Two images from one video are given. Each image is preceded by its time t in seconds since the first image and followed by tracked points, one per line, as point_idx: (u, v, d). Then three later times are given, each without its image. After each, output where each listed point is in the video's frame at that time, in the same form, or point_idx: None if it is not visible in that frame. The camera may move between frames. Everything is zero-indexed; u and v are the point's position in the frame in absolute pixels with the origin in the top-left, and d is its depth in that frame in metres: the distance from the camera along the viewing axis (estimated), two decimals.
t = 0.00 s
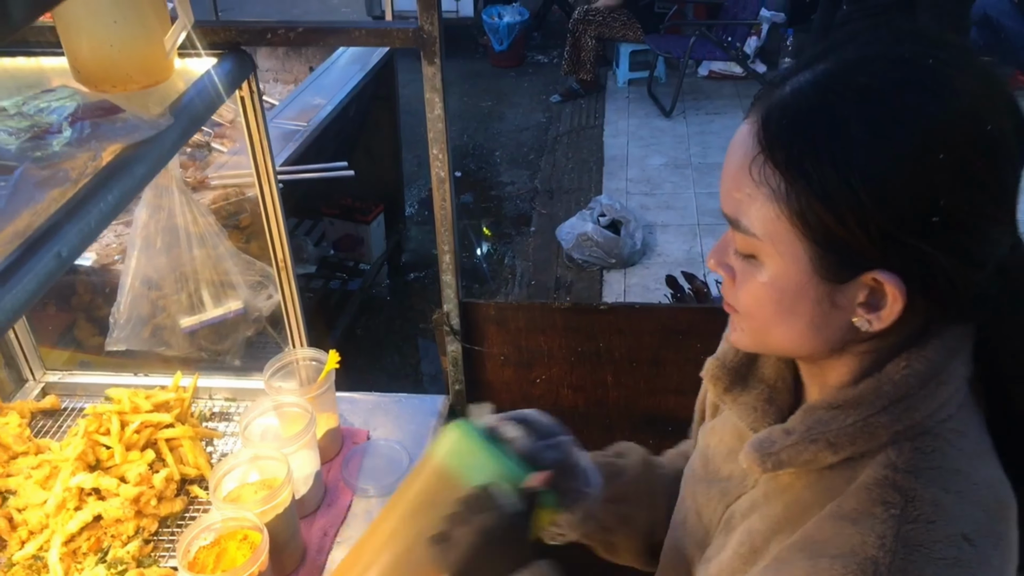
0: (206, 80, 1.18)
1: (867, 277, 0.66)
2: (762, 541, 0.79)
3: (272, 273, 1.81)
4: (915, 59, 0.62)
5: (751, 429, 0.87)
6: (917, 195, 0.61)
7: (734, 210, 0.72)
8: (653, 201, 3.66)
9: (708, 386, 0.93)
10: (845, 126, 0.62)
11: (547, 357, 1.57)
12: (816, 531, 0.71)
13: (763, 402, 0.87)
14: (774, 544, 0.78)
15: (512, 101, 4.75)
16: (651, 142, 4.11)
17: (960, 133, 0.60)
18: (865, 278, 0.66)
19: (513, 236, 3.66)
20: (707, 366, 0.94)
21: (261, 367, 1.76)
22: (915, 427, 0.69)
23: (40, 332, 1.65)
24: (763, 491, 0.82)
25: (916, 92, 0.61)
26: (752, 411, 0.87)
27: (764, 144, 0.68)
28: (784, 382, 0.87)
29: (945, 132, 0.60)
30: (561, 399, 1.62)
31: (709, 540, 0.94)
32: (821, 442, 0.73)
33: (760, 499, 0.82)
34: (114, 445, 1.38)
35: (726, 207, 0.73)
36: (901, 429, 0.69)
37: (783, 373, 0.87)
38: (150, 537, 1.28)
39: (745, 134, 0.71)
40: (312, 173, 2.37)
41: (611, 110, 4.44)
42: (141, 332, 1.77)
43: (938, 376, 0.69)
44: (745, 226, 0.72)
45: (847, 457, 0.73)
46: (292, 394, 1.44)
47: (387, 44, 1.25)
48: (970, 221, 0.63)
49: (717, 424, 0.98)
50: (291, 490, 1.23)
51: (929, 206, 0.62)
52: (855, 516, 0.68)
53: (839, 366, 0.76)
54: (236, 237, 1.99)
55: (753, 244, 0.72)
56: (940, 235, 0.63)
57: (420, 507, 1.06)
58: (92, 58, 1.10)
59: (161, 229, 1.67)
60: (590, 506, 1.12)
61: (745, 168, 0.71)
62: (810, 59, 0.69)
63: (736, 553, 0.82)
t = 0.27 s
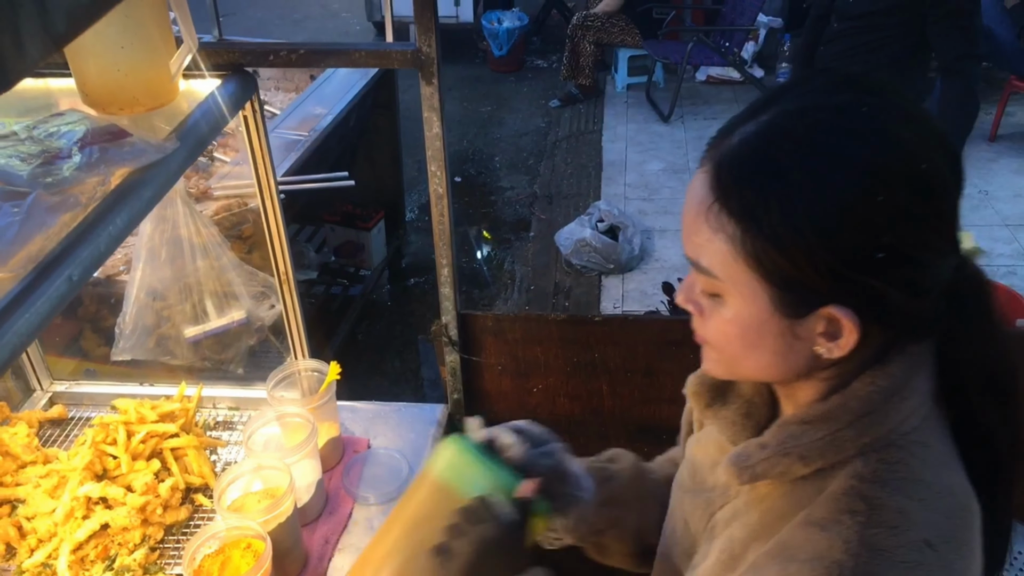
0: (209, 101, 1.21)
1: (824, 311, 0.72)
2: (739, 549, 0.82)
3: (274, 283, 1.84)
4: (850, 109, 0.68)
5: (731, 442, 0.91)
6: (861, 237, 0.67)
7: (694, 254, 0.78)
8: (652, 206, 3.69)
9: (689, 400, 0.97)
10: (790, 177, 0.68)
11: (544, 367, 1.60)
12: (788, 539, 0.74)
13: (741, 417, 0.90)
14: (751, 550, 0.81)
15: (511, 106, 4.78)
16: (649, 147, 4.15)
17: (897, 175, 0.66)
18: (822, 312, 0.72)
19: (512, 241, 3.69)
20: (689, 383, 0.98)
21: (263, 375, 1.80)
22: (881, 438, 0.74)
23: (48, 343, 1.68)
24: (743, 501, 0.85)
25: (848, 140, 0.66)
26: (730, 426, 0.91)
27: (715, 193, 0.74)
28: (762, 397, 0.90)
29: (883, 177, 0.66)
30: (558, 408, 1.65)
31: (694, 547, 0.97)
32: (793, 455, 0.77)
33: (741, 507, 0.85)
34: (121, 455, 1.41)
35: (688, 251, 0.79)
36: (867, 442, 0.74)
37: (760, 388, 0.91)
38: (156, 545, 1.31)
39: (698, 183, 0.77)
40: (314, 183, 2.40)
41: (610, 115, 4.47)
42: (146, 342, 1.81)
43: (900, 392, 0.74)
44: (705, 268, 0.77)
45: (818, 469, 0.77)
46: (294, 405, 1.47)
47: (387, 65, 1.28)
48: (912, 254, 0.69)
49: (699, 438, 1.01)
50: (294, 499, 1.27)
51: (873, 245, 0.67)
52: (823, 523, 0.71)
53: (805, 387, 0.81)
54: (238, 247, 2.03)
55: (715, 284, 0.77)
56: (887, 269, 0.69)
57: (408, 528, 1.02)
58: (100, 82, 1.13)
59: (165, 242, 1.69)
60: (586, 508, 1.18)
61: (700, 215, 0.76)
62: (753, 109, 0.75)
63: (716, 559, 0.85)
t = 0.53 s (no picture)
0: (209, 115, 1.23)
1: (781, 345, 0.75)
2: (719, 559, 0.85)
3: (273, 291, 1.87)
4: (785, 151, 0.71)
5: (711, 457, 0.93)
6: (808, 274, 0.71)
7: (652, 295, 0.80)
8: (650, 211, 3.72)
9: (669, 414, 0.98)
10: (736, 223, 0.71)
11: (539, 376, 1.62)
12: (758, 552, 0.77)
13: (718, 432, 0.92)
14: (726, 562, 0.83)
15: (510, 111, 4.81)
16: (647, 152, 4.17)
17: (835, 212, 0.70)
18: (780, 346, 0.75)
19: (511, 245, 3.71)
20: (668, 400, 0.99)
21: (262, 382, 1.82)
22: (846, 454, 0.76)
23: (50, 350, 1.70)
24: (720, 514, 0.88)
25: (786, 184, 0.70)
26: (708, 440, 0.93)
27: (666, 241, 0.77)
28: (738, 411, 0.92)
29: (823, 215, 0.70)
30: (553, 415, 1.67)
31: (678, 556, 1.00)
32: (763, 471, 0.80)
33: (718, 520, 0.88)
34: (121, 463, 1.43)
35: (647, 296, 0.81)
36: (833, 457, 0.76)
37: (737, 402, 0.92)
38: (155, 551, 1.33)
39: (648, 228, 0.79)
40: (313, 190, 2.43)
41: (608, 120, 4.50)
42: (146, 348, 1.83)
43: (863, 408, 0.77)
44: (665, 312, 0.80)
45: (788, 483, 0.79)
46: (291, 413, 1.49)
47: (383, 80, 1.30)
48: (857, 283, 0.73)
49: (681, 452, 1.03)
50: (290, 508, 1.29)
51: (820, 279, 0.72)
52: (790, 536, 0.75)
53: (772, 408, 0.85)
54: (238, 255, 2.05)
55: (676, 326, 0.80)
56: (836, 299, 0.73)
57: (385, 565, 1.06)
58: (101, 99, 1.15)
59: (166, 250, 1.69)
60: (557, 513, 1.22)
61: (654, 263, 0.78)
62: (694, 151, 0.78)
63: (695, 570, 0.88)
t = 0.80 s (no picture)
0: (208, 125, 1.25)
1: (747, 364, 0.79)
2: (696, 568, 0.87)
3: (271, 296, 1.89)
4: (737, 181, 0.76)
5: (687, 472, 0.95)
6: (768, 297, 0.75)
7: (623, 322, 0.84)
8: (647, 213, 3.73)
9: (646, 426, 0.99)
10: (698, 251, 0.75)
11: (534, 381, 1.64)
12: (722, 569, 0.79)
13: (692, 445, 0.94)
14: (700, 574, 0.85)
15: (508, 112, 4.82)
16: (644, 154, 4.19)
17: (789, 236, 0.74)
18: (746, 365, 0.79)
19: (508, 247, 3.73)
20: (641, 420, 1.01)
21: (260, 386, 1.84)
22: (807, 472, 0.80)
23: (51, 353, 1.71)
24: (695, 526, 0.90)
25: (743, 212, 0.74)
26: (684, 454, 0.95)
27: (629, 269, 0.80)
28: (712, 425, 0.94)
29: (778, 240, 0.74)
30: (548, 419, 1.69)
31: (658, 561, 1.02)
32: (727, 489, 0.83)
33: (693, 535, 0.90)
34: (121, 467, 1.45)
35: (617, 319, 0.85)
36: (794, 475, 0.80)
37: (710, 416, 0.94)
38: (154, 554, 1.34)
39: (614, 258, 0.83)
40: (311, 194, 2.44)
41: (606, 122, 4.51)
42: (145, 353, 1.84)
43: (821, 429, 0.80)
44: (634, 334, 0.84)
45: (753, 500, 0.82)
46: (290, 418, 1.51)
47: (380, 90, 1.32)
48: (815, 301, 0.77)
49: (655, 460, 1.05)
50: (288, 511, 1.31)
51: (779, 300, 0.75)
52: (753, 556, 0.77)
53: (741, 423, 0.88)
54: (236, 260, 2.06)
55: (645, 347, 0.84)
56: (796, 319, 0.77)
57: None
58: (101, 108, 1.16)
59: (165, 254, 1.75)
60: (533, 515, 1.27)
61: (621, 288, 0.82)
62: (653, 180, 0.82)
63: None
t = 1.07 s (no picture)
0: (209, 128, 1.27)
1: (723, 354, 0.80)
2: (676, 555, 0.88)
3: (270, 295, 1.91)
4: (716, 176, 0.78)
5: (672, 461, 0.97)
6: (741, 289, 0.77)
7: (603, 311, 0.86)
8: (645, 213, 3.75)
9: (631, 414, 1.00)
10: (675, 242, 0.77)
11: (531, 380, 1.66)
12: (702, 557, 0.81)
13: (676, 434, 0.95)
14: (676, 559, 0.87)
15: (507, 112, 4.84)
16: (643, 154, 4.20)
17: (765, 230, 0.76)
18: (721, 355, 0.81)
19: (507, 247, 3.75)
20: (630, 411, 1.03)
21: (259, 384, 1.86)
22: (780, 460, 0.82)
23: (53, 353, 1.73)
24: (675, 513, 0.92)
25: (721, 207, 0.76)
26: (668, 442, 0.96)
27: (610, 261, 0.82)
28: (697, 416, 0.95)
29: (752, 234, 0.76)
30: (545, 418, 1.71)
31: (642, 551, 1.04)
32: (702, 475, 0.85)
33: (672, 522, 0.92)
34: (123, 465, 1.47)
35: (598, 308, 0.87)
36: (767, 463, 0.82)
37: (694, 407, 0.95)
38: (156, 551, 1.36)
39: (595, 249, 0.85)
40: (311, 194, 2.46)
41: (605, 122, 4.53)
42: (147, 352, 1.87)
43: (794, 417, 0.82)
44: (615, 324, 0.85)
45: (728, 487, 0.84)
46: (290, 416, 1.53)
47: (379, 92, 1.34)
48: (790, 294, 0.79)
49: (640, 453, 1.07)
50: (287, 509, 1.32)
51: (753, 294, 0.77)
52: (729, 544, 0.79)
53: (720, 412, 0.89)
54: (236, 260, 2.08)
55: (626, 337, 0.85)
56: (770, 312, 0.78)
57: None
58: (104, 111, 1.19)
59: (166, 253, 1.79)
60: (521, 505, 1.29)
61: (602, 279, 0.84)
62: (636, 175, 0.84)
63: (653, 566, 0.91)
